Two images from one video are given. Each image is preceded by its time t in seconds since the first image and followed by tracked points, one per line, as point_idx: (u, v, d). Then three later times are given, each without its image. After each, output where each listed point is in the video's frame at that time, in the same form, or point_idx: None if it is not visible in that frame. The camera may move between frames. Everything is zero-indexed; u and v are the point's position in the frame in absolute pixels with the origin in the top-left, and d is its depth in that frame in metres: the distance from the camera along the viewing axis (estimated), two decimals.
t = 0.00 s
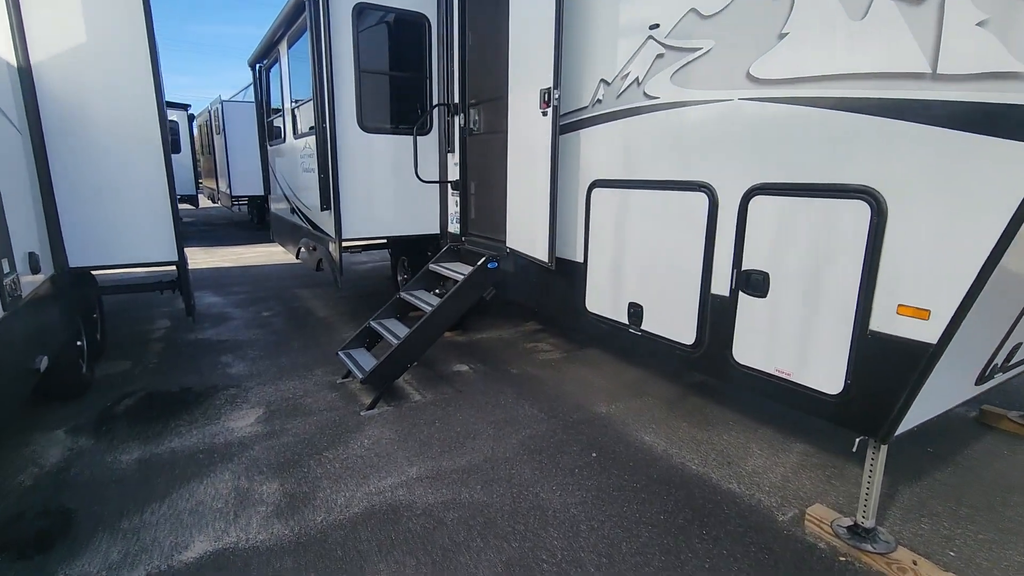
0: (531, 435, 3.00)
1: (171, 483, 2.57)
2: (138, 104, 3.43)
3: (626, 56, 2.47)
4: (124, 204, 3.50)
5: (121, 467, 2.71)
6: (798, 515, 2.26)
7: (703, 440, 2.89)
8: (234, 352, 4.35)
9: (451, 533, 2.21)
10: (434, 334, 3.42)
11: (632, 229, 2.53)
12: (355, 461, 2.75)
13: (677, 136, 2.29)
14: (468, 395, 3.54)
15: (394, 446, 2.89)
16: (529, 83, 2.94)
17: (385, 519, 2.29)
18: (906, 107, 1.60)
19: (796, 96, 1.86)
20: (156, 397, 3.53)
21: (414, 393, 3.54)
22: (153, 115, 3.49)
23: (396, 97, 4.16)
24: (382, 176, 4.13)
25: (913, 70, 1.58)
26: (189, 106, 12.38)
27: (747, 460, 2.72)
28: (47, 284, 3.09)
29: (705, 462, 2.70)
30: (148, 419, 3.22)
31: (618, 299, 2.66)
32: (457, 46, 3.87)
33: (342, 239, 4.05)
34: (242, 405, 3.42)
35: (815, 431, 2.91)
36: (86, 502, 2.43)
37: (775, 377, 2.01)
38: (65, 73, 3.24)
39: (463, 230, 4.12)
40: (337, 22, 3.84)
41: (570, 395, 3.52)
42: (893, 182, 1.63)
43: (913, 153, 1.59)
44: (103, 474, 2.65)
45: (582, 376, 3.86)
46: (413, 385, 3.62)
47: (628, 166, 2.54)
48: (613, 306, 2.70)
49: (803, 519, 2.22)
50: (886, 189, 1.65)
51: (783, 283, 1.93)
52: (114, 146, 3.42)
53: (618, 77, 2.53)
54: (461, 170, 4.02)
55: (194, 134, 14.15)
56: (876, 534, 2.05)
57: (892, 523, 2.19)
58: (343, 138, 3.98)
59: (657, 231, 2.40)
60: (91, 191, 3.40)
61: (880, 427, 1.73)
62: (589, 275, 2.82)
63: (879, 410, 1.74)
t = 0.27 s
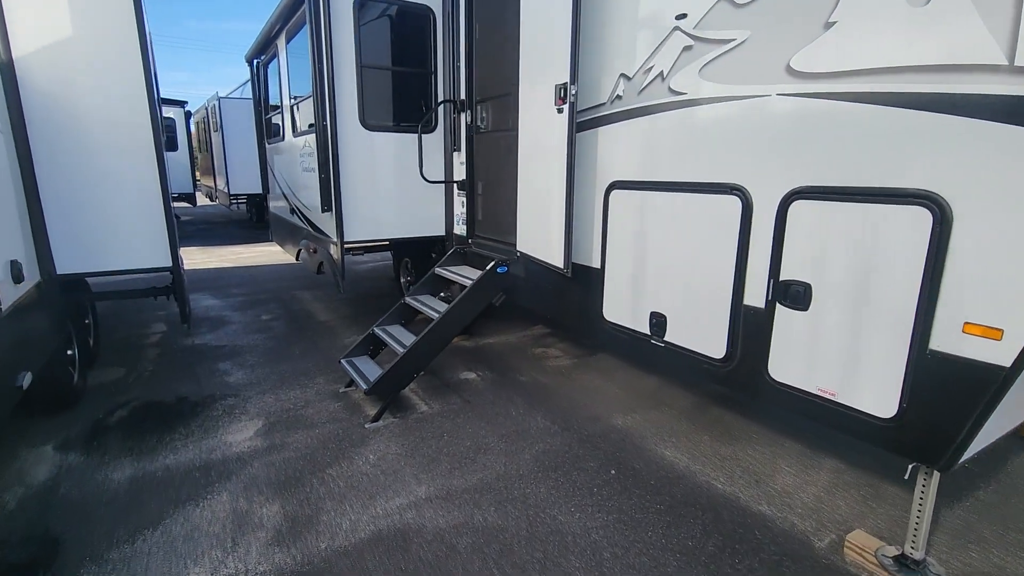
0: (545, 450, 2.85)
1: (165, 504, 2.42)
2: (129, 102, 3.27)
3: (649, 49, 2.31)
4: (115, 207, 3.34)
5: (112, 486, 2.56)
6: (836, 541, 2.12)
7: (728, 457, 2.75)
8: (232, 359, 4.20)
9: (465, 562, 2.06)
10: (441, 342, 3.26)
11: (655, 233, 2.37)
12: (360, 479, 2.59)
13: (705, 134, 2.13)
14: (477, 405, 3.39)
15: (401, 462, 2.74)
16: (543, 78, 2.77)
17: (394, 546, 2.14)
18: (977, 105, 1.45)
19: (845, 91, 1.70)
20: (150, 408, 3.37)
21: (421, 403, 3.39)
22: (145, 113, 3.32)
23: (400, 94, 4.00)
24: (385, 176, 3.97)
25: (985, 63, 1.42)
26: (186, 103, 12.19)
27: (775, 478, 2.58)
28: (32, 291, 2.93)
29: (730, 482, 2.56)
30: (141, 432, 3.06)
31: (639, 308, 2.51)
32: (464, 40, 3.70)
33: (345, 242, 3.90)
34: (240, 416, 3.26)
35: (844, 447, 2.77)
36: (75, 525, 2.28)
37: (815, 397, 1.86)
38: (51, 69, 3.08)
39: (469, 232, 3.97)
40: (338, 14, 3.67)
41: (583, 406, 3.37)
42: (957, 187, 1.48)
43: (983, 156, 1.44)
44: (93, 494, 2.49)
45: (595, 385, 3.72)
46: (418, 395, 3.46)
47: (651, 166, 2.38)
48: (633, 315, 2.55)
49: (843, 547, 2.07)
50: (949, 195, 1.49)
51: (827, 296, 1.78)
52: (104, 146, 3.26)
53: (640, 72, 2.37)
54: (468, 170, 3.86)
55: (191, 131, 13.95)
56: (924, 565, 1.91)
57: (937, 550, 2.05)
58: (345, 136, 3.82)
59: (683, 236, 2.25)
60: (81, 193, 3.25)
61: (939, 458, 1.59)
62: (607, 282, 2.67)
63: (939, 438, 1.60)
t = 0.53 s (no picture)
0: (562, 460, 2.73)
1: (163, 521, 2.28)
2: (122, 96, 3.11)
3: (677, 37, 2.18)
4: (108, 206, 3.19)
5: (107, 502, 2.41)
6: (879, 561, 2.01)
7: (754, 467, 2.64)
8: (232, 362, 4.05)
9: None
10: (451, 346, 3.13)
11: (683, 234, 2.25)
12: (370, 492, 2.46)
13: (739, 128, 2.01)
14: (487, 411, 3.27)
15: (412, 473, 2.61)
16: (560, 69, 2.64)
17: (409, 567, 2.02)
18: None
19: (902, 81, 1.59)
20: (146, 415, 3.23)
21: (429, 409, 3.26)
22: (139, 107, 3.16)
23: (405, 87, 3.85)
24: (390, 173, 3.83)
25: None
26: (180, 97, 11.97)
27: (805, 489, 2.47)
28: (19, 294, 2.78)
29: (759, 493, 2.45)
30: (137, 442, 2.92)
31: (664, 312, 2.39)
32: (472, 30, 3.56)
33: (348, 241, 3.76)
34: (241, 423, 3.12)
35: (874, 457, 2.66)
36: (66, 546, 2.14)
37: (862, 410, 1.75)
38: (39, 61, 2.92)
39: (477, 231, 3.84)
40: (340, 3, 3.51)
41: (599, 411, 3.25)
42: None
43: None
44: (86, 510, 2.35)
45: (609, 388, 3.60)
46: (426, 400, 3.34)
47: (678, 162, 2.26)
48: (658, 320, 2.43)
49: (888, 567, 1.96)
50: None
51: (879, 303, 1.67)
52: (95, 142, 3.10)
53: (667, 62, 2.23)
54: (477, 167, 3.75)
55: (186, 127, 13.75)
56: None
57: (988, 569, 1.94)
58: (348, 130, 3.67)
59: (714, 236, 2.13)
60: (72, 191, 3.09)
61: (1009, 479, 1.49)
62: (628, 283, 2.55)
63: (1006, 458, 1.49)
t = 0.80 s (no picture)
0: (587, 465, 2.61)
1: (167, 538, 2.13)
2: (117, 85, 2.94)
3: (717, 18, 2.03)
4: (104, 201, 3.03)
5: (105, 516, 2.26)
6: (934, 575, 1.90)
7: (788, 472, 2.53)
8: (232, 363, 3.89)
9: None
10: (466, 346, 2.99)
11: (721, 229, 2.14)
12: (387, 503, 2.32)
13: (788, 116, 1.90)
14: (503, 413, 3.14)
15: (431, 482, 2.48)
16: (584, 53, 2.48)
17: None
18: None
19: (976, 66, 1.51)
20: (144, 420, 3.06)
21: (443, 413, 3.12)
22: (134, 97, 2.99)
23: (413, 75, 3.68)
24: (398, 165, 3.68)
25: None
26: (171, 90, 11.68)
27: (844, 497, 2.35)
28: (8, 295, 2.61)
29: (796, 502, 2.32)
30: (136, 450, 2.76)
31: (697, 311, 2.27)
32: (485, 15, 3.40)
33: (355, 236, 3.61)
34: (245, 429, 2.97)
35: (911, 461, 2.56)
36: (62, 565, 1.99)
37: (926, 417, 1.70)
38: (27, 47, 2.74)
39: (489, 226, 3.70)
40: None
41: (619, 413, 3.12)
42: None
43: None
44: (83, 526, 2.20)
45: (627, 389, 3.47)
46: (438, 403, 3.20)
47: (715, 153, 2.13)
48: (690, 319, 2.31)
49: None
50: None
51: (946, 305, 1.61)
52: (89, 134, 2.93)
53: (705, 45, 2.09)
54: (488, 160, 3.59)
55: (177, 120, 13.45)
56: None
57: None
58: (353, 120, 3.50)
59: (757, 231, 2.01)
60: (64, 186, 2.93)
61: None
62: (657, 281, 2.43)
63: None
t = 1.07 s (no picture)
0: (612, 475, 2.48)
1: (170, 563, 1.99)
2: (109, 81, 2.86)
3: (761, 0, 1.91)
4: (98, 201, 2.96)
5: (102, 539, 2.11)
6: None
7: (823, 480, 2.42)
8: (232, 366, 3.74)
9: None
10: (480, 350, 2.85)
11: (760, 227, 2.02)
12: (405, 520, 2.19)
13: (835, 107, 1.79)
14: (519, 419, 3.01)
15: (449, 495, 2.35)
16: (610, 39, 2.33)
17: None
18: None
19: None
20: (141, 430, 2.91)
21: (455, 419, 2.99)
22: (128, 93, 2.92)
23: (420, 65, 3.51)
24: (405, 160, 3.52)
25: None
26: (162, 83, 11.41)
27: (884, 508, 2.23)
28: None
29: (835, 514, 2.21)
30: (134, 463, 2.60)
31: (731, 313, 2.15)
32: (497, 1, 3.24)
33: (360, 234, 3.45)
34: (249, 439, 2.82)
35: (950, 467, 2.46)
36: None
37: (999, 433, 1.59)
38: (16, 41, 2.66)
39: (500, 222, 3.56)
40: None
41: (639, 418, 3.00)
42: None
43: None
44: (79, 551, 2.04)
45: (645, 391, 3.35)
46: (450, 409, 3.07)
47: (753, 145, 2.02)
48: (724, 323, 2.18)
49: None
50: None
51: None
52: (82, 131, 2.86)
53: (746, 30, 1.96)
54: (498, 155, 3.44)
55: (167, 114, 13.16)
56: None
57: None
58: (358, 112, 3.33)
59: (803, 230, 1.90)
60: (57, 184, 2.86)
61: None
62: (686, 281, 2.32)
63: None
